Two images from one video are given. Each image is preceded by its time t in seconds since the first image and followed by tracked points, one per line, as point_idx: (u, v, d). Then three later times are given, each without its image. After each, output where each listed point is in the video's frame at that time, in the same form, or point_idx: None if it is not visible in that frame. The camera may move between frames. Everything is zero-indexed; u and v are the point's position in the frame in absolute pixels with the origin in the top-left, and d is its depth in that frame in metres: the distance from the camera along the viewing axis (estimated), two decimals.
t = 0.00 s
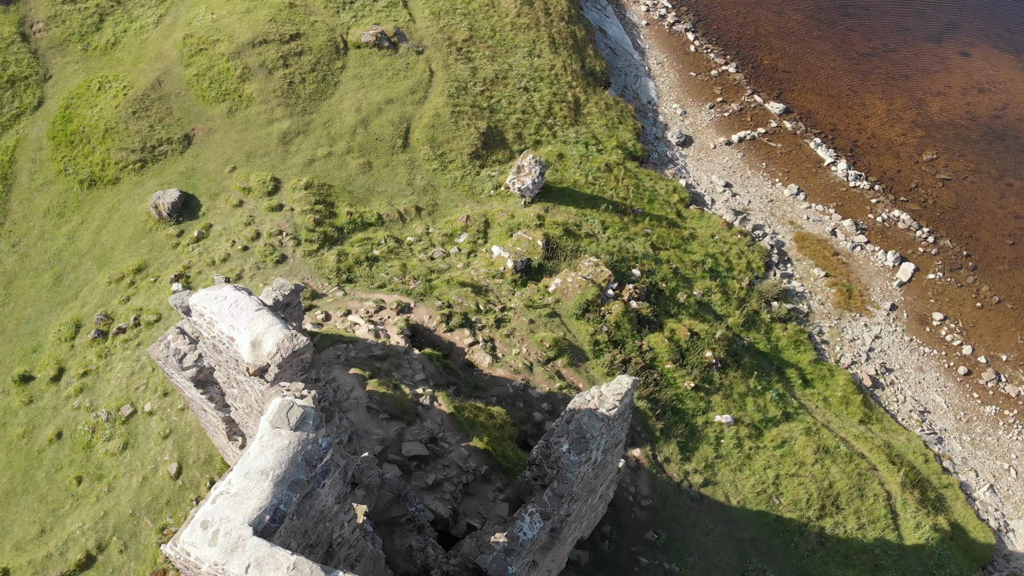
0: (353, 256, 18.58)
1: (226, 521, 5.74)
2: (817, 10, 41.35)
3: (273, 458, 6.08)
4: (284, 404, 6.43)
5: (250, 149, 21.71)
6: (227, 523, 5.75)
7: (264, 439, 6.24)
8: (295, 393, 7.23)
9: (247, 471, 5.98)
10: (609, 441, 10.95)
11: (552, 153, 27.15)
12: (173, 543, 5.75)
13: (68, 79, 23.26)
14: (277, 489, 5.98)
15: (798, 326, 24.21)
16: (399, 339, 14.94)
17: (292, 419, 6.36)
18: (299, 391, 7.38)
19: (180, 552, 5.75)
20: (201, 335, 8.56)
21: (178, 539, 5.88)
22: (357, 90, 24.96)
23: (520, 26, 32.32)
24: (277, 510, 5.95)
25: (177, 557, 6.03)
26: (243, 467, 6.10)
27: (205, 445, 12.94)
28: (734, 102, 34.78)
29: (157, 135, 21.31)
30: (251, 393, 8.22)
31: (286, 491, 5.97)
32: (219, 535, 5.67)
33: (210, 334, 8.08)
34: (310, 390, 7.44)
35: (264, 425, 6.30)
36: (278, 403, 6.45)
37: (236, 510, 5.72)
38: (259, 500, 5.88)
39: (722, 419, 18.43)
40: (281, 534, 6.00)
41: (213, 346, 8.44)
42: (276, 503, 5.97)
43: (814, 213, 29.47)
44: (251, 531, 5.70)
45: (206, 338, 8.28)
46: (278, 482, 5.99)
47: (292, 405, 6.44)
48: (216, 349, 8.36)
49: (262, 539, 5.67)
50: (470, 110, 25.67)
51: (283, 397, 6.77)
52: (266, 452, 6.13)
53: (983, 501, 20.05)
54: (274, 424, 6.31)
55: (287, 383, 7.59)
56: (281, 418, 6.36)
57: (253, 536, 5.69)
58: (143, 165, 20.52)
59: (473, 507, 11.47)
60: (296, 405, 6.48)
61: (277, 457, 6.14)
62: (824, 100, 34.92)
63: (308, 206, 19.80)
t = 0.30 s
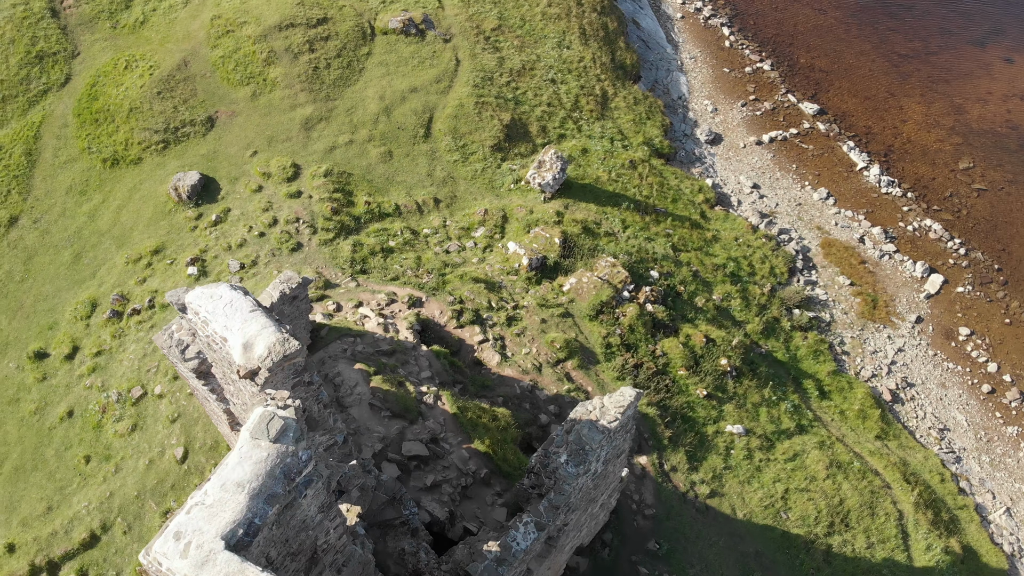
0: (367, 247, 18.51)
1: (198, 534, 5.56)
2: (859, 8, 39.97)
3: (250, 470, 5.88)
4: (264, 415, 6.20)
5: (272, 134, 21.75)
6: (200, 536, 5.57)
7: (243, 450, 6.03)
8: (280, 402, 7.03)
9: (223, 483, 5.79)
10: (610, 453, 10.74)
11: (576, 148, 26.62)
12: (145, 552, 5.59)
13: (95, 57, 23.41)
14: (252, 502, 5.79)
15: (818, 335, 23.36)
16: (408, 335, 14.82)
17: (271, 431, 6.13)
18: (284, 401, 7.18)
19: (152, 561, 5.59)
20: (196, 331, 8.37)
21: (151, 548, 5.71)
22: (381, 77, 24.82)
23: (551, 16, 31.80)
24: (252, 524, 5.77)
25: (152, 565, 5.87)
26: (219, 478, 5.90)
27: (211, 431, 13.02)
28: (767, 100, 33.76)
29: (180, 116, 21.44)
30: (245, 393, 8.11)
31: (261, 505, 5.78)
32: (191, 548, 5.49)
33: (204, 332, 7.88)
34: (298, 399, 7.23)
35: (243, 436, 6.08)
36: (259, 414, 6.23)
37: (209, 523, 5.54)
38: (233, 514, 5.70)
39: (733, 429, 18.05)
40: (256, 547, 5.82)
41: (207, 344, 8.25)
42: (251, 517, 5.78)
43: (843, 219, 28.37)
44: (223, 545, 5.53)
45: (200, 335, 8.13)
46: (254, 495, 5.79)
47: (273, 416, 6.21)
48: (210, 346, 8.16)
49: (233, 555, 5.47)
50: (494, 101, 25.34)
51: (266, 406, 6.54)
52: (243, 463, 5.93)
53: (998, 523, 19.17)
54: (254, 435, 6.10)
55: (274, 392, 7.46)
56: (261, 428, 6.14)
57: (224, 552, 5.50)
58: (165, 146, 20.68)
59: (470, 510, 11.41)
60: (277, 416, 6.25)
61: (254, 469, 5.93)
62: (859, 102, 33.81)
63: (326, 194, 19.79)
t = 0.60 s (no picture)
0: (380, 238, 18.39)
1: (171, 546, 5.47)
2: (898, 7, 38.65)
3: (228, 483, 5.78)
4: (245, 427, 6.12)
5: (291, 120, 21.69)
6: (173, 548, 5.48)
7: (222, 461, 5.94)
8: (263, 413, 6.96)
9: (199, 495, 5.71)
10: (609, 465, 10.53)
11: (598, 143, 25.83)
12: (119, 561, 5.52)
13: (120, 36, 23.50)
14: (228, 515, 5.70)
15: (837, 344, 22.33)
16: (415, 331, 14.70)
17: (251, 444, 6.03)
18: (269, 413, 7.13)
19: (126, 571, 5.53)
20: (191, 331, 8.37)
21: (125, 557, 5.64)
22: (403, 65, 24.58)
23: (578, 8, 31.18)
24: (227, 538, 5.68)
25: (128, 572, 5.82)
26: (196, 489, 5.80)
27: (216, 419, 13.05)
28: (798, 100, 32.84)
29: (201, 99, 21.49)
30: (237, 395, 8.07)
31: (237, 519, 5.68)
32: (163, 560, 5.41)
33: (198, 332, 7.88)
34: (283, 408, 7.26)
35: (222, 447, 6.00)
36: (240, 425, 6.14)
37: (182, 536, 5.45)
38: (208, 527, 5.61)
39: (742, 439, 17.70)
40: (231, 560, 5.73)
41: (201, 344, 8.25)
42: (227, 530, 5.69)
43: (869, 225, 27.47)
44: (196, 558, 5.44)
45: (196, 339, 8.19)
46: (230, 509, 5.70)
47: (254, 428, 6.12)
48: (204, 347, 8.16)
49: (204, 570, 5.37)
50: (516, 93, 24.97)
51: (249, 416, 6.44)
52: (221, 475, 5.84)
53: (1010, 546, 18.25)
54: (233, 447, 6.01)
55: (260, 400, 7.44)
56: (241, 440, 6.03)
57: (196, 566, 5.40)
58: (185, 129, 20.77)
59: (467, 513, 11.31)
60: (259, 428, 6.16)
61: (232, 481, 5.83)
62: (893, 105, 32.78)
63: (342, 183, 19.71)
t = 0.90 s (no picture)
0: (392, 230, 18.26)
1: (145, 558, 5.39)
2: (934, 6, 37.47)
3: (206, 495, 5.68)
4: (226, 438, 6.01)
5: (308, 106, 21.58)
6: (147, 561, 5.39)
7: (202, 472, 5.85)
8: (246, 423, 6.77)
9: (176, 506, 5.62)
10: (608, 476, 10.32)
11: (617, 138, 25.28)
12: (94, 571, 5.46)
13: (141, 17, 23.48)
14: (205, 528, 5.60)
15: (854, 354, 21.78)
16: (421, 327, 14.55)
17: (231, 455, 5.93)
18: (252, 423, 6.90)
19: None
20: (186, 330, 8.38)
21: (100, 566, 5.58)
22: (423, 54, 24.32)
23: None
24: (203, 552, 5.58)
25: None
26: (174, 500, 5.71)
27: (220, 408, 13.07)
28: (826, 100, 32.01)
29: (220, 83, 21.45)
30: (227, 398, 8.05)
31: (214, 532, 5.58)
32: (138, 573, 5.32)
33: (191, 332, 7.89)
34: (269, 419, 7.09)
35: (202, 458, 5.90)
36: (222, 435, 6.05)
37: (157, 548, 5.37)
38: (184, 539, 5.51)
39: (750, 449, 17.39)
40: (207, 573, 5.65)
41: (195, 344, 8.26)
42: (203, 544, 5.59)
43: (893, 231, 26.76)
44: (170, 572, 5.35)
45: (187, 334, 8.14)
46: (207, 522, 5.60)
47: (236, 439, 6.02)
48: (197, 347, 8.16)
49: None
50: (537, 85, 24.57)
51: (232, 426, 6.34)
52: (200, 487, 5.74)
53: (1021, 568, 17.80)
54: (213, 458, 5.91)
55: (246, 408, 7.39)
56: (221, 451, 5.92)
57: None
58: (202, 112, 20.78)
59: (464, 517, 11.18)
60: (240, 439, 6.05)
61: (210, 494, 5.73)
62: (923, 109, 31.84)
63: (357, 173, 19.59)
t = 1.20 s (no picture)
0: (403, 222, 18.11)
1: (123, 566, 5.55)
2: (971, 6, 36.31)
3: (187, 506, 5.83)
4: (210, 447, 6.11)
5: (325, 93, 21.44)
6: (126, 568, 5.55)
7: (184, 481, 6.00)
8: (232, 430, 6.69)
9: (157, 515, 5.78)
10: (608, 486, 10.13)
11: (637, 134, 24.83)
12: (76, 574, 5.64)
13: None
14: (185, 539, 5.75)
15: (869, 362, 21.29)
16: (428, 323, 14.42)
17: (214, 465, 6.04)
18: (238, 430, 6.79)
19: None
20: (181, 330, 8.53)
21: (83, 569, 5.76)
22: (442, 43, 24.02)
23: None
24: (181, 562, 5.73)
25: None
26: (155, 508, 5.87)
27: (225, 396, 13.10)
28: (853, 100, 31.22)
29: (237, 67, 21.38)
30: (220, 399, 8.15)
31: (192, 543, 5.73)
32: None
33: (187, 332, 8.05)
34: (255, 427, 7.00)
35: (185, 467, 6.03)
36: (206, 445, 6.15)
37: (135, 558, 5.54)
38: (163, 549, 5.66)
39: (758, 457, 17.09)
40: None
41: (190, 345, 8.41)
42: (182, 554, 5.74)
43: (916, 238, 26.10)
44: None
45: (183, 336, 8.32)
46: (186, 533, 5.74)
47: (219, 449, 6.13)
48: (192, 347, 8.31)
49: None
50: (556, 77, 24.16)
51: (218, 434, 6.46)
52: (181, 496, 5.89)
53: None
54: (196, 467, 6.02)
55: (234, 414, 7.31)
56: (204, 461, 6.04)
57: None
58: (218, 96, 20.73)
59: (461, 519, 11.08)
60: (224, 448, 6.15)
61: (191, 504, 5.88)
62: (954, 112, 30.92)
63: (371, 162, 19.45)
